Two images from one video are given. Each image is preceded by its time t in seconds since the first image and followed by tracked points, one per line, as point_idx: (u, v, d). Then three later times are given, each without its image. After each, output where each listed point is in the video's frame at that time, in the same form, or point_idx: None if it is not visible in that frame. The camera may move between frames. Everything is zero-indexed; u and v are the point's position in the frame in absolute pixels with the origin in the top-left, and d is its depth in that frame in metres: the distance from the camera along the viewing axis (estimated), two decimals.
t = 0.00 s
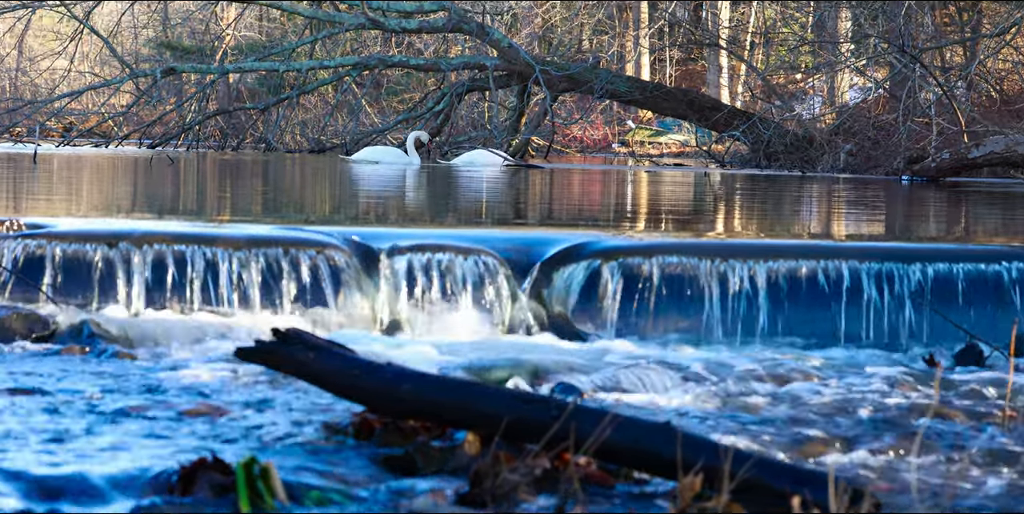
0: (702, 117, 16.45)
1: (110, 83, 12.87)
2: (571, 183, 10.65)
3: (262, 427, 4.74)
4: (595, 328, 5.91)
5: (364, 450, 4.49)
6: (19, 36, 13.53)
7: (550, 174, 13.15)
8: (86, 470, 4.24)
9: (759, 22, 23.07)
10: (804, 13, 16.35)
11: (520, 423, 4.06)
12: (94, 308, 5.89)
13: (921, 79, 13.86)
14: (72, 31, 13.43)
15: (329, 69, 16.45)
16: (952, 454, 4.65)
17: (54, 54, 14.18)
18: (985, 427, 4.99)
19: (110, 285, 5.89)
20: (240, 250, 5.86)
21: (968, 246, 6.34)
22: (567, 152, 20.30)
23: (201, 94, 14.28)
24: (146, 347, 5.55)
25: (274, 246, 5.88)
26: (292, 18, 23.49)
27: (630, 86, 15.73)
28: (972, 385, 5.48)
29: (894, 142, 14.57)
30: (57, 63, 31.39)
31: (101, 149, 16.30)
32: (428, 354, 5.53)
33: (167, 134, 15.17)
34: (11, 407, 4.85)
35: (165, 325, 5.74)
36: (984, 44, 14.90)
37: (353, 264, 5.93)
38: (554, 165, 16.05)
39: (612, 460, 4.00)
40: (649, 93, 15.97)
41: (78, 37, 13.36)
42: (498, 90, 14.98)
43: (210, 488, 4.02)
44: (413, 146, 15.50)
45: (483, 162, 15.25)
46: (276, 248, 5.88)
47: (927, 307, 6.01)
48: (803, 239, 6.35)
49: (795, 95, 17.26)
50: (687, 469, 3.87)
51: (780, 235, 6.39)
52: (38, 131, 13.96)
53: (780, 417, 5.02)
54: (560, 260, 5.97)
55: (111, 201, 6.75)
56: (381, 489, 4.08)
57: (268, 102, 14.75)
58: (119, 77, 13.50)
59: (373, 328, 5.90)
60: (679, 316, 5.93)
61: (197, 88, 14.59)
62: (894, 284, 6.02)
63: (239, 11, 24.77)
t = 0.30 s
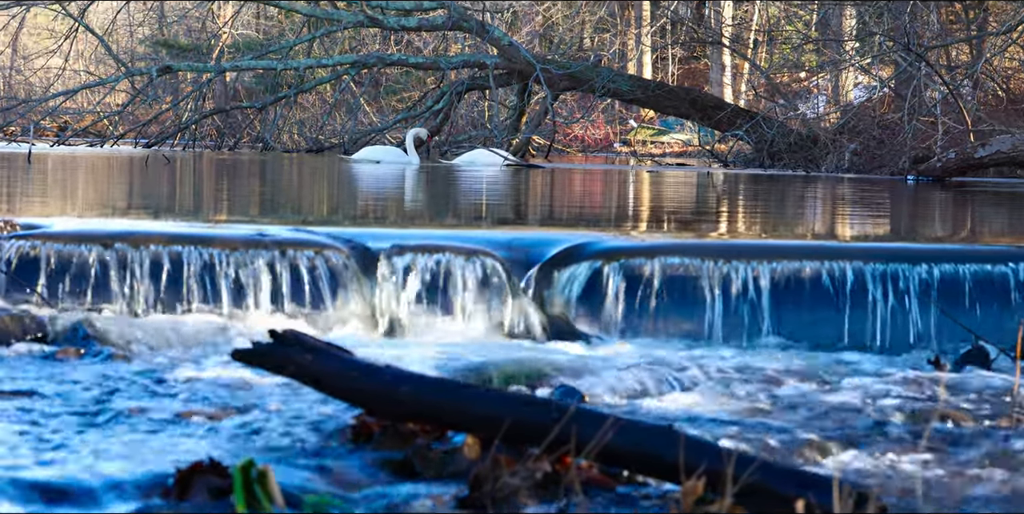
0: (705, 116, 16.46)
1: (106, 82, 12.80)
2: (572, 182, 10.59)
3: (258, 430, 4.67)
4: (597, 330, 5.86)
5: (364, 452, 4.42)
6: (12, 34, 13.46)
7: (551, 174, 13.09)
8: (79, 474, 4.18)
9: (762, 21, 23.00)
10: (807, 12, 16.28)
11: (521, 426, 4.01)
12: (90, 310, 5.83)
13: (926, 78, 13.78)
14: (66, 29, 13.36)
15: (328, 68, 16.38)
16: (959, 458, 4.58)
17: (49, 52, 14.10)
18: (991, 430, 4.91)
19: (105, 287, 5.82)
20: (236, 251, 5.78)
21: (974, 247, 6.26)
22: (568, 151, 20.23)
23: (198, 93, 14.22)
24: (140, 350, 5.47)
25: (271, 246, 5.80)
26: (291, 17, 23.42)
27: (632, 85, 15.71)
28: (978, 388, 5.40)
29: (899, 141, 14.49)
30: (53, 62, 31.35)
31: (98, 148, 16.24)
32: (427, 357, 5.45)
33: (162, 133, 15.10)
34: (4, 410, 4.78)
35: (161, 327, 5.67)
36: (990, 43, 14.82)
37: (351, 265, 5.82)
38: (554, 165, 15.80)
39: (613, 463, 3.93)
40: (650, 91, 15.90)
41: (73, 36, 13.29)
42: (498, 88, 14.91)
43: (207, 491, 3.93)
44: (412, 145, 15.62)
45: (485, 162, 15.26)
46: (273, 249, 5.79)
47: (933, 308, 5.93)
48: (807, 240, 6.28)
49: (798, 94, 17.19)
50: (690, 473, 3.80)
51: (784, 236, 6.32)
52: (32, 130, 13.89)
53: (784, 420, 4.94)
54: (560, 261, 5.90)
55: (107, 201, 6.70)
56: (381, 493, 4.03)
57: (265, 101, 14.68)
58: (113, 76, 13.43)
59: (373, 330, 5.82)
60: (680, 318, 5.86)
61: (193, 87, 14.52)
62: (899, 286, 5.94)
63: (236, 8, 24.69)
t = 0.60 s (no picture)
0: (707, 115, 16.34)
1: (100, 81, 12.67)
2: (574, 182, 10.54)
3: (255, 433, 4.61)
4: (597, 332, 5.79)
5: (362, 456, 4.35)
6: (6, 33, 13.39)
7: (552, 173, 13.01)
8: (73, 478, 4.12)
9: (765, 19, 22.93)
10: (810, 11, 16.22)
11: (521, 429, 3.94)
12: (85, 312, 5.77)
13: (932, 76, 13.69)
14: (61, 28, 13.28)
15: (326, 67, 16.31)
16: (966, 461, 4.51)
17: (43, 52, 14.02)
18: (998, 433, 4.85)
19: (100, 288, 5.76)
20: (232, 252, 5.70)
21: (981, 248, 6.19)
22: (569, 150, 20.16)
23: (194, 92, 14.15)
24: (136, 353, 5.41)
25: (268, 247, 5.72)
26: (288, 15, 23.32)
27: (634, 84, 15.57)
28: (985, 390, 5.34)
29: (905, 141, 14.41)
30: (46, 59, 31.45)
31: (95, 148, 16.16)
32: (427, 360, 5.38)
33: (159, 133, 15.03)
34: None
35: (157, 329, 5.61)
36: (996, 41, 14.74)
37: (349, 266, 5.74)
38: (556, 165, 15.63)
39: (615, 466, 3.86)
40: (652, 90, 15.75)
41: (68, 34, 13.21)
42: (499, 87, 14.84)
43: (203, 495, 3.87)
44: (412, 145, 15.91)
45: (486, 161, 15.22)
46: (271, 250, 5.71)
47: (939, 310, 5.86)
48: (811, 241, 6.21)
49: (802, 93, 17.12)
50: (693, 476, 3.73)
51: (788, 236, 6.26)
52: (27, 129, 13.81)
53: (787, 422, 4.88)
54: (562, 262, 5.81)
55: (102, 201, 6.64)
56: (382, 496, 3.99)
57: (263, 100, 14.61)
58: (109, 74, 13.35)
59: (372, 333, 5.74)
60: (682, 320, 5.80)
61: (189, 86, 14.45)
62: (904, 287, 5.87)
63: (233, 6, 24.60)
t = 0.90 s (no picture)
0: (710, 115, 16.25)
1: (96, 80, 12.58)
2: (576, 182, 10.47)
3: (252, 436, 4.54)
4: (597, 333, 5.70)
5: (361, 460, 4.28)
6: None
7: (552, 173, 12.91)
8: (67, 482, 4.04)
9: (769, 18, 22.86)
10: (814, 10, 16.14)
11: (522, 431, 3.85)
12: (80, 314, 5.69)
13: (938, 75, 13.60)
14: (55, 25, 13.21)
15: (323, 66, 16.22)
16: (972, 465, 4.44)
17: (37, 50, 13.93)
18: (1005, 436, 4.78)
19: (95, 290, 5.68)
20: (230, 253, 5.64)
21: (988, 248, 6.12)
22: (570, 149, 20.07)
23: (190, 91, 14.08)
24: (132, 354, 5.34)
25: (265, 248, 5.66)
26: (285, 12, 23.22)
27: (636, 82, 15.47)
28: (991, 393, 5.27)
29: (910, 141, 14.32)
30: (40, 57, 31.32)
31: (91, 148, 16.08)
32: (427, 362, 5.32)
33: (154, 132, 14.95)
34: None
35: (153, 330, 5.54)
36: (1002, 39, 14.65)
37: (349, 266, 5.68)
38: (558, 165, 15.54)
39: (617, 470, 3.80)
40: (654, 90, 15.70)
41: (62, 32, 13.12)
42: (499, 85, 14.76)
43: (199, 499, 3.81)
44: (412, 146, 16.07)
45: (486, 161, 15.15)
46: (269, 251, 5.66)
47: (944, 312, 5.79)
48: (815, 242, 6.13)
49: (806, 92, 17.02)
50: (696, 480, 3.67)
51: (792, 237, 6.19)
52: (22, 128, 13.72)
53: (792, 425, 4.80)
54: (564, 263, 5.74)
55: (97, 201, 6.57)
56: (381, 500, 3.92)
57: (260, 99, 14.52)
58: (105, 73, 13.27)
59: (371, 334, 5.67)
60: (685, 321, 5.74)
61: (185, 85, 14.36)
62: (910, 288, 5.80)
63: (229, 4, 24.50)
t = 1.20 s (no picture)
0: (713, 113, 16.16)
1: (91, 78, 12.51)
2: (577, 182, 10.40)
3: (248, 439, 4.47)
4: (598, 335, 5.65)
5: (359, 463, 4.22)
6: None
7: (551, 171, 12.83)
8: (61, 487, 3.97)
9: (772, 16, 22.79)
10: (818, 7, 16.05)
11: (522, 434, 3.81)
12: (75, 315, 5.63)
13: (944, 73, 13.52)
14: (49, 23, 13.13)
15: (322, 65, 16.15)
16: (979, 469, 4.37)
17: (32, 47, 13.86)
18: (1012, 440, 4.71)
19: (90, 291, 5.61)
20: (226, 253, 5.57)
21: (995, 249, 6.04)
22: (572, 148, 19.99)
23: (186, 89, 14.01)
24: (127, 356, 5.28)
25: (262, 248, 5.58)
26: (282, 10, 23.16)
27: (637, 81, 15.42)
28: (999, 396, 5.19)
29: (916, 140, 14.23)
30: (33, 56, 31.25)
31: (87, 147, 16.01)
32: (427, 364, 5.25)
33: (150, 131, 14.88)
34: None
35: (149, 333, 5.47)
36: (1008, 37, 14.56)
37: (346, 267, 5.60)
38: (559, 165, 15.33)
39: (619, 474, 3.74)
40: (656, 88, 15.66)
41: (57, 29, 13.04)
42: (499, 83, 14.70)
43: (196, 503, 3.73)
44: (411, 146, 15.95)
45: (487, 161, 15.04)
46: (265, 252, 5.57)
47: (951, 314, 5.72)
48: (819, 243, 6.05)
49: (811, 90, 16.92)
50: (698, 484, 3.61)
51: (797, 237, 6.11)
52: (16, 127, 13.64)
53: (795, 429, 4.74)
54: (565, 264, 5.66)
55: (92, 201, 6.50)
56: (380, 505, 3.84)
57: (257, 97, 14.44)
58: (100, 72, 13.19)
59: (369, 336, 5.60)
60: (687, 323, 5.67)
61: (182, 84, 14.29)
62: (915, 289, 5.73)
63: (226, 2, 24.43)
